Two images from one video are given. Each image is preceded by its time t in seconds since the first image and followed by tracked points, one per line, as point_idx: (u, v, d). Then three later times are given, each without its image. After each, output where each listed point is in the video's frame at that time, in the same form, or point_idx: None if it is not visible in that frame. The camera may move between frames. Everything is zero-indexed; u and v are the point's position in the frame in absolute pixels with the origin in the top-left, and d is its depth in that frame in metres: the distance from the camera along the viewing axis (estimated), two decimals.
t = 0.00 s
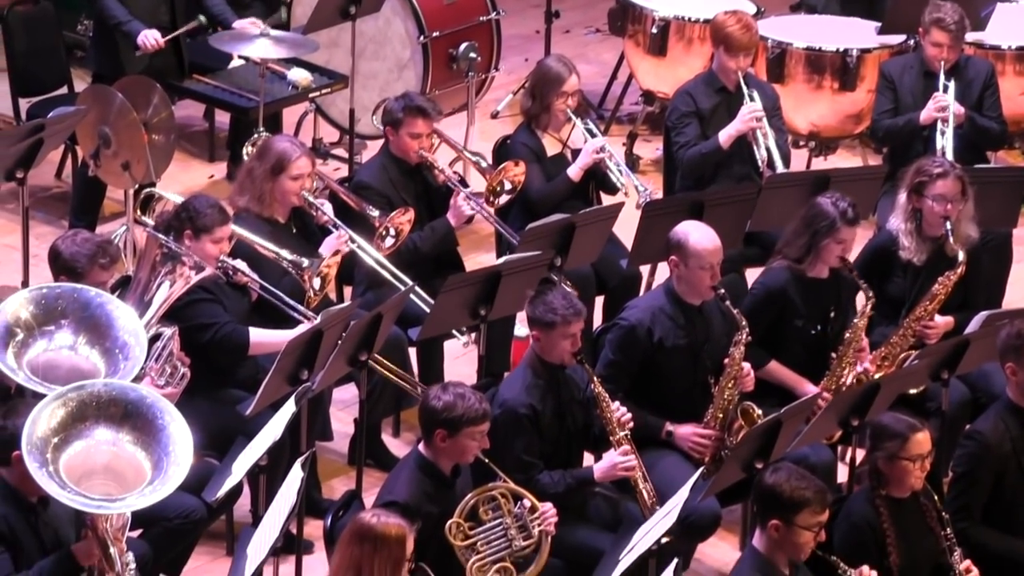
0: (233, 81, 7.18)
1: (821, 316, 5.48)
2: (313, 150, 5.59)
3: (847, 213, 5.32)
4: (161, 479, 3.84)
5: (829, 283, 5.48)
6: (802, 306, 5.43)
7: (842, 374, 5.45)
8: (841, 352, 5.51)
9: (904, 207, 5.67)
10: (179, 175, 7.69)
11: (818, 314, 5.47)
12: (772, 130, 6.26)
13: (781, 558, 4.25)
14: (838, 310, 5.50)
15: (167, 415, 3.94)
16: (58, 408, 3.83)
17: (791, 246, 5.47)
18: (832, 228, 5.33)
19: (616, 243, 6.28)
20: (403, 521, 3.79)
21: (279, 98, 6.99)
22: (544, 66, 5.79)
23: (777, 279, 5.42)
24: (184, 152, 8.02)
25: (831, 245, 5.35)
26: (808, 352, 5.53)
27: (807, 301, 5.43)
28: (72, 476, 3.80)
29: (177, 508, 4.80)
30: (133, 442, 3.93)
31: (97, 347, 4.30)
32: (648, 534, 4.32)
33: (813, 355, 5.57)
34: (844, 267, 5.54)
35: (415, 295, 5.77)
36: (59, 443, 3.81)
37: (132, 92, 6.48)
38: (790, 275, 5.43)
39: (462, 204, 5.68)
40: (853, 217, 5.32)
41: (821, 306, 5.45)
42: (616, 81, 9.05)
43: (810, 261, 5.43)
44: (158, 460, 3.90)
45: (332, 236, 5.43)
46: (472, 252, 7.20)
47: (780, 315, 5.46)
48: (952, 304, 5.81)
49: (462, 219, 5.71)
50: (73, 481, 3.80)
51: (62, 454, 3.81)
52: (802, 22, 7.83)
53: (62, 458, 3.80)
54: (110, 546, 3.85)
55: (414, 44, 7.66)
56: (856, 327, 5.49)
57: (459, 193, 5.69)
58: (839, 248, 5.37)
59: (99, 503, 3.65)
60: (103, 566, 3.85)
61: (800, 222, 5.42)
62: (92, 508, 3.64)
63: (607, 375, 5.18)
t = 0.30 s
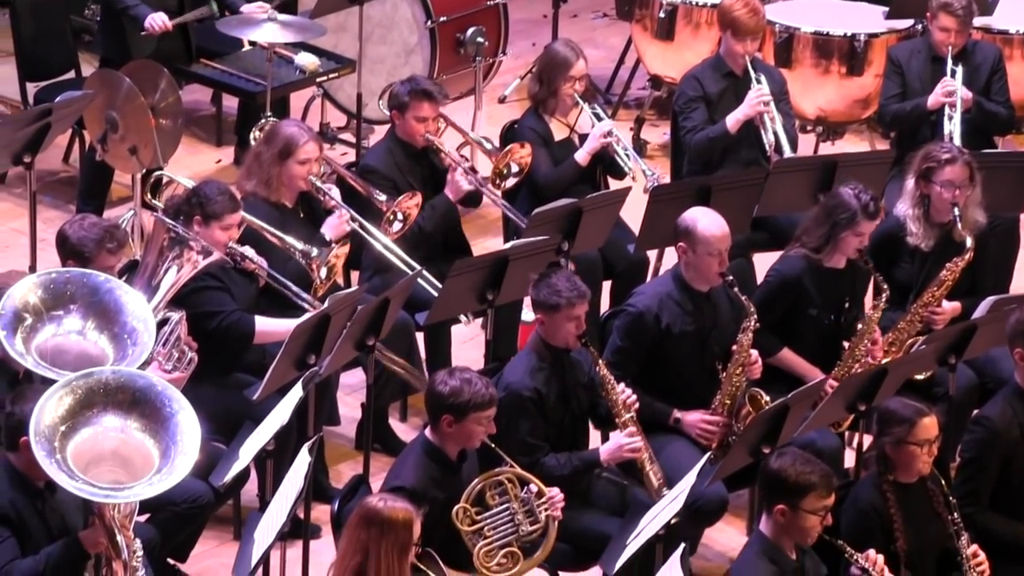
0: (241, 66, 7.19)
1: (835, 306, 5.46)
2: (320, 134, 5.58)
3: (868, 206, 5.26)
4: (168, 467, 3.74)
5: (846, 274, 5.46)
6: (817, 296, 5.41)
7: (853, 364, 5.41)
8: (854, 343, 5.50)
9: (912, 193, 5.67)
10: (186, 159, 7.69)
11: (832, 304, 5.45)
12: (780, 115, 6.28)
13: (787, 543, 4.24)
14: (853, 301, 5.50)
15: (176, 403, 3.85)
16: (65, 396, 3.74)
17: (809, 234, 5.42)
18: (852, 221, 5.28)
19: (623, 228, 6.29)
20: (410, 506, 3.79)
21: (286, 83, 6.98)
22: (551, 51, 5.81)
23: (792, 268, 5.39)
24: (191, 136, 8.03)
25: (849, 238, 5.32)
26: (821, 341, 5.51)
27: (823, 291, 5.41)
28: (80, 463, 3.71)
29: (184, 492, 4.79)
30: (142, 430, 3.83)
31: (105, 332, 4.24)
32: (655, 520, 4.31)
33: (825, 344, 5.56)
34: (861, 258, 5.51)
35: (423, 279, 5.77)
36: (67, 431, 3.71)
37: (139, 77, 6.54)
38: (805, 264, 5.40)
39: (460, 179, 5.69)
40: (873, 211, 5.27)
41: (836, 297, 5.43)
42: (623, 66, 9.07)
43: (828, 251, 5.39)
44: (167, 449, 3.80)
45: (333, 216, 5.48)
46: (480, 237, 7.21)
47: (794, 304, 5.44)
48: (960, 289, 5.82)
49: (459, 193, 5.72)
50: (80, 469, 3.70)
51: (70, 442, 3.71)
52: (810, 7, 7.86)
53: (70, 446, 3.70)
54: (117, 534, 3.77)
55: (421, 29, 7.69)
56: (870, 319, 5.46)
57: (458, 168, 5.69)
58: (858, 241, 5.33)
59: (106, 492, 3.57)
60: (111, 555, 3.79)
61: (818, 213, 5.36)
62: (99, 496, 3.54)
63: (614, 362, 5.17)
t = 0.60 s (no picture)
0: (245, 57, 7.20)
1: (844, 299, 5.46)
2: (324, 123, 5.57)
3: (882, 202, 5.28)
4: (162, 454, 3.63)
5: (857, 267, 5.46)
6: (827, 289, 5.42)
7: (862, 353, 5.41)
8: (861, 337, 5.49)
9: (916, 181, 5.68)
10: (190, 149, 7.71)
11: (842, 298, 5.46)
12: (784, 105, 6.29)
13: (791, 532, 4.23)
14: (863, 294, 5.49)
15: (170, 389, 3.73)
16: (59, 387, 3.63)
17: (824, 229, 5.43)
18: (866, 217, 5.29)
19: (627, 217, 6.30)
20: (413, 494, 3.80)
21: (290, 73, 7.03)
22: (556, 41, 5.85)
23: (803, 260, 5.39)
24: (195, 126, 8.04)
25: (863, 234, 5.31)
26: (828, 333, 5.51)
27: (833, 284, 5.42)
28: (76, 453, 3.63)
29: (188, 482, 4.78)
30: (137, 416, 3.72)
31: (111, 322, 4.22)
32: (660, 509, 4.31)
33: (833, 335, 5.54)
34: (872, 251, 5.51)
35: (427, 268, 5.78)
36: (63, 420, 3.63)
37: (143, 67, 6.55)
38: (817, 257, 5.40)
39: (464, 166, 5.70)
40: (887, 208, 5.28)
41: (846, 291, 5.43)
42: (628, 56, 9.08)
43: (841, 245, 5.39)
44: (162, 435, 3.69)
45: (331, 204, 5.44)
46: (484, 227, 7.23)
47: (804, 297, 5.44)
48: (966, 278, 5.83)
49: (463, 180, 5.74)
50: (77, 459, 3.62)
51: (65, 431, 3.62)
52: None
53: (65, 435, 3.62)
54: (112, 522, 3.68)
55: (425, 19, 7.74)
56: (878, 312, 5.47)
57: (460, 155, 5.71)
58: (871, 236, 5.33)
59: (100, 480, 3.48)
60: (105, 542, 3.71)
61: (833, 208, 5.38)
62: (91, 485, 3.45)
63: (620, 349, 5.19)
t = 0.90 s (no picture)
0: (244, 48, 7.18)
1: (844, 292, 5.47)
2: (324, 116, 5.57)
3: (882, 196, 5.28)
4: (154, 448, 3.62)
5: (856, 260, 5.46)
6: (827, 281, 5.43)
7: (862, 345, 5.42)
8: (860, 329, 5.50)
9: (916, 173, 5.69)
10: (189, 142, 7.71)
11: (842, 291, 5.47)
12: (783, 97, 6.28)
13: (791, 525, 4.23)
14: (862, 286, 5.49)
15: (162, 382, 3.71)
16: (50, 383, 3.62)
17: (826, 221, 5.42)
18: (867, 211, 5.28)
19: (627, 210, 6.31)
20: (414, 488, 3.80)
21: (292, 65, 7.02)
22: (557, 33, 5.85)
23: (802, 253, 5.40)
24: (195, 119, 8.04)
25: (863, 228, 5.31)
26: (828, 326, 5.52)
27: (834, 276, 5.43)
28: (69, 449, 3.63)
29: (188, 474, 4.79)
30: (129, 409, 3.71)
31: (115, 316, 4.22)
32: (659, 502, 4.31)
33: (833, 328, 5.54)
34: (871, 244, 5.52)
35: (427, 261, 5.80)
36: (56, 416, 3.62)
37: (143, 59, 6.55)
38: (817, 250, 5.40)
39: (461, 163, 5.69)
40: (887, 201, 5.29)
41: (846, 284, 5.44)
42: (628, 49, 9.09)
43: (841, 239, 5.39)
44: (155, 428, 3.68)
45: (332, 197, 5.51)
46: (484, 220, 7.24)
47: (804, 290, 5.45)
48: (965, 271, 5.84)
49: (461, 179, 5.73)
50: (69, 455, 3.62)
51: (58, 427, 3.61)
52: None
53: (57, 431, 3.61)
54: (107, 517, 3.68)
55: (425, 12, 7.66)
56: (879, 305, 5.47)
57: (459, 152, 5.70)
58: (871, 229, 5.33)
59: (88, 475, 3.47)
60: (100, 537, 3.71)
61: (833, 202, 5.37)
62: (79, 480, 3.44)
63: (622, 340, 5.17)
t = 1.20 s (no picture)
0: (240, 44, 7.17)
1: (834, 281, 5.47)
2: (320, 111, 5.56)
3: (865, 181, 5.28)
4: (152, 444, 3.62)
5: (844, 249, 5.46)
6: (817, 272, 5.43)
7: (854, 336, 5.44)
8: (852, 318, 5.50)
9: (915, 168, 5.68)
10: (186, 137, 7.71)
11: (832, 280, 5.47)
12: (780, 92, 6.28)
13: (789, 520, 4.23)
14: (852, 276, 5.49)
15: (160, 379, 3.71)
16: (47, 379, 3.60)
17: (809, 210, 5.43)
18: (851, 197, 5.29)
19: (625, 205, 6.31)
20: (412, 483, 3.80)
21: (288, 59, 7.01)
22: (553, 29, 5.86)
23: (790, 245, 5.41)
24: (192, 116, 8.03)
25: (848, 215, 5.31)
26: (820, 317, 5.52)
27: (823, 266, 5.43)
28: (66, 446, 3.63)
29: (185, 469, 4.79)
30: (126, 405, 3.71)
31: (110, 311, 4.22)
32: (655, 498, 4.31)
33: (825, 319, 5.55)
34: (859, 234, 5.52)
35: (426, 255, 5.80)
36: (52, 413, 3.60)
37: (141, 54, 6.57)
38: (805, 241, 5.41)
39: (473, 168, 5.66)
40: (871, 187, 5.28)
41: (835, 273, 5.44)
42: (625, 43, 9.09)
43: (827, 228, 5.39)
44: (152, 425, 3.68)
45: (348, 203, 5.45)
46: (482, 215, 7.24)
47: (795, 280, 5.46)
48: (962, 267, 5.85)
49: (472, 182, 5.70)
50: (67, 452, 3.62)
51: (55, 423, 3.61)
52: None
53: (54, 428, 3.60)
54: (104, 514, 3.69)
55: (423, 7, 7.64)
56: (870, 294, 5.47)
57: (470, 157, 5.67)
58: (857, 216, 5.32)
59: (88, 472, 3.47)
60: (98, 533, 3.71)
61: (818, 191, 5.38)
62: (79, 478, 3.44)
63: (625, 333, 5.17)
